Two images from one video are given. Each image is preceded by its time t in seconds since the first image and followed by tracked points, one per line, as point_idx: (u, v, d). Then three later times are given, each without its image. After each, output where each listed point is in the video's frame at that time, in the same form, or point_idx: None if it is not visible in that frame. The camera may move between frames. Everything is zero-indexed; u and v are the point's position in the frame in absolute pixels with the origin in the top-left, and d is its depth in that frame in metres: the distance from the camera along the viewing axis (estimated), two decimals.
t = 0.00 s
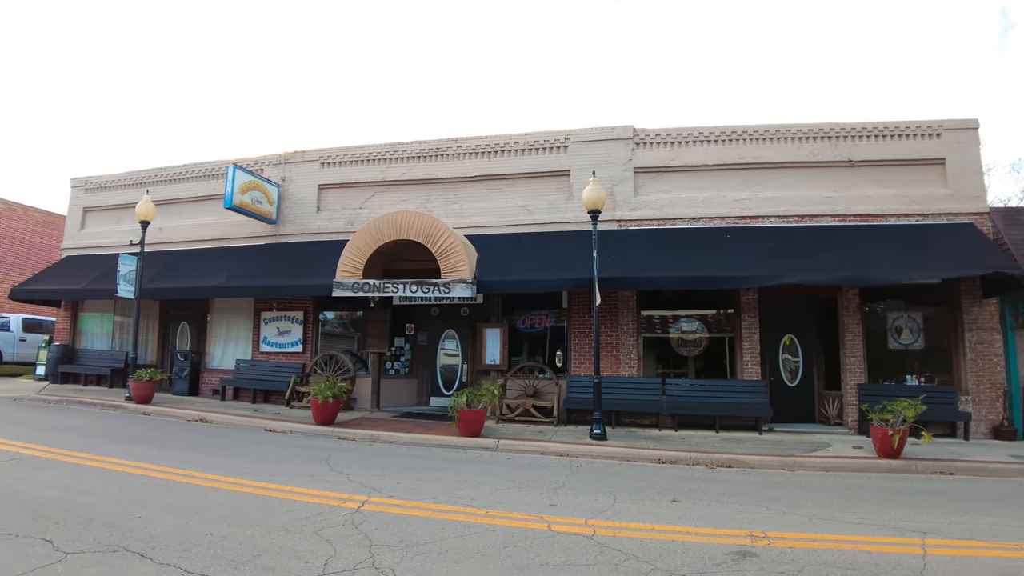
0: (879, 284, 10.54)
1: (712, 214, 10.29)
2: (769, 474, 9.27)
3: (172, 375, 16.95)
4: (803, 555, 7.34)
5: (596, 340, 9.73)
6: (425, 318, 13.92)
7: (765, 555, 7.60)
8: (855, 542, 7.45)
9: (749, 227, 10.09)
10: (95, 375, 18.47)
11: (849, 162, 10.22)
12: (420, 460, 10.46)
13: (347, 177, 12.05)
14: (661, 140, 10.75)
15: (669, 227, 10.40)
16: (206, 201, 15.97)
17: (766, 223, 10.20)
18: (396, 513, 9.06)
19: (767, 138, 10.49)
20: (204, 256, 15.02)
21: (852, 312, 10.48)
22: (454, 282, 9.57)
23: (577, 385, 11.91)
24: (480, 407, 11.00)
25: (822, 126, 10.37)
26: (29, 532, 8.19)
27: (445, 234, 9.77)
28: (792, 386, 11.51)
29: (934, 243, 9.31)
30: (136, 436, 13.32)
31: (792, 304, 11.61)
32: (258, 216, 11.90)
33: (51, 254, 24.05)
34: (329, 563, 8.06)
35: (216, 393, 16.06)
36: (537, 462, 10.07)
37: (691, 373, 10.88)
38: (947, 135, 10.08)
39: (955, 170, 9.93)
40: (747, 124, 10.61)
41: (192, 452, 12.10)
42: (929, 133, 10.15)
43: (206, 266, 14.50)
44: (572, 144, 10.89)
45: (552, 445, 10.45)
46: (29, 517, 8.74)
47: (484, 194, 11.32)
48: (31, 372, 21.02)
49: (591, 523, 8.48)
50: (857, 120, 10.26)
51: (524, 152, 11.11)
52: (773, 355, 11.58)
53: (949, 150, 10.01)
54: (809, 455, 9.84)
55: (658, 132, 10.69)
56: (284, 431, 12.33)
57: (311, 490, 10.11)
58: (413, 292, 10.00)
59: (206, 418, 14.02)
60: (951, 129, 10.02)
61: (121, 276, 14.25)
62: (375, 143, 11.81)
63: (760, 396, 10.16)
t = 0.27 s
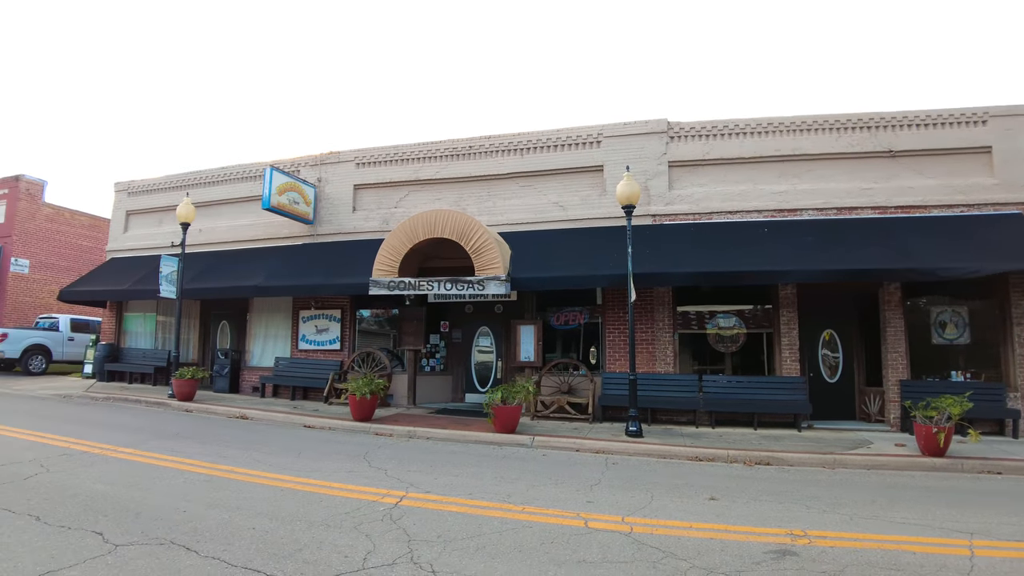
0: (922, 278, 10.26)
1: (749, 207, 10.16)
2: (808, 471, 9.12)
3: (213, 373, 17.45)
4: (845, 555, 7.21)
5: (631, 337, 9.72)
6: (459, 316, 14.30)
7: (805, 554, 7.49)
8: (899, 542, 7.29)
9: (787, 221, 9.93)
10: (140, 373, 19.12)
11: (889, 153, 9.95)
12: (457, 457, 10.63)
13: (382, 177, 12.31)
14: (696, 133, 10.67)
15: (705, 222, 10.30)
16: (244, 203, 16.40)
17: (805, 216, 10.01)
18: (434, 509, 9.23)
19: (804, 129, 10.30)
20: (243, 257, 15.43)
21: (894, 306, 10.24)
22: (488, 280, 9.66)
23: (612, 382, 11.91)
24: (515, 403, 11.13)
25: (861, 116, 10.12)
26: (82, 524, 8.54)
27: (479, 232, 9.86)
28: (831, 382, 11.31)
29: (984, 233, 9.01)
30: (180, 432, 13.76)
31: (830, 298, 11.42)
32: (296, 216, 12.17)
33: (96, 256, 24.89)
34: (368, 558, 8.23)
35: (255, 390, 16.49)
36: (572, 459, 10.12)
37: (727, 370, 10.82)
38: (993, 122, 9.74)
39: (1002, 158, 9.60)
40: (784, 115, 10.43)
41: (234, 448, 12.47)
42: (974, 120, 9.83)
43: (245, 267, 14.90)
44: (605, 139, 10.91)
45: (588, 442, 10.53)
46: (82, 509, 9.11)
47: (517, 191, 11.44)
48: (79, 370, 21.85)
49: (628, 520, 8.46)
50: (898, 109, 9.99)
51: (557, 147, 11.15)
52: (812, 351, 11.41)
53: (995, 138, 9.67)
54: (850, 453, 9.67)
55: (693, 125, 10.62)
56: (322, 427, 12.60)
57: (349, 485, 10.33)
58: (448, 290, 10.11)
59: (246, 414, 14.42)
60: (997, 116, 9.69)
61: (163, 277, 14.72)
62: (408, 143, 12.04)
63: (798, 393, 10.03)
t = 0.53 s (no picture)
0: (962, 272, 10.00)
1: (781, 201, 10.04)
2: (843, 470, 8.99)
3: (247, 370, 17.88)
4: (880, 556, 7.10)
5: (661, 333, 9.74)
6: (489, 314, 14.48)
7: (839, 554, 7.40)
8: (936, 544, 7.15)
9: (820, 215, 9.78)
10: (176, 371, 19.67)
11: (925, 144, 9.71)
12: (488, 454, 10.91)
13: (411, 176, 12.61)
14: (727, 127, 10.59)
15: (736, 216, 10.23)
16: (276, 203, 16.76)
17: (838, 210, 9.85)
18: (466, 506, 9.55)
19: (837, 121, 10.12)
20: (275, 257, 15.79)
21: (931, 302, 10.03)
22: (517, 277, 9.71)
23: (643, 378, 11.91)
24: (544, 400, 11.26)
25: (895, 106, 9.90)
26: (123, 517, 8.86)
27: (507, 229, 9.92)
28: (865, 379, 11.10)
29: None
30: (216, 429, 14.15)
31: (865, 293, 11.20)
32: (326, 216, 12.48)
33: (133, 257, 25.56)
34: (401, 553, 8.49)
35: (288, 387, 16.86)
36: (602, 457, 10.25)
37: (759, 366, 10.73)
38: None
39: None
40: (816, 107, 10.28)
41: (267, 444, 12.78)
42: (1015, 109, 9.52)
43: (277, 266, 15.24)
44: (633, 134, 10.90)
45: (618, 440, 10.64)
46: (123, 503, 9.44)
47: (545, 188, 11.57)
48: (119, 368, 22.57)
49: (660, 518, 8.51)
50: (935, 99, 9.74)
51: (585, 144, 11.18)
52: (845, 347, 11.20)
53: None
54: (886, 452, 9.50)
55: (723, 118, 10.54)
56: (354, 424, 12.87)
57: (383, 481, 10.66)
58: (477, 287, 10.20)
59: (280, 411, 14.72)
60: None
61: (198, 277, 15.15)
62: (436, 143, 12.33)
63: (831, 390, 9.91)
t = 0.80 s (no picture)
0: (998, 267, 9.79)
1: (808, 195, 9.96)
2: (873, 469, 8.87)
3: (276, 368, 18.28)
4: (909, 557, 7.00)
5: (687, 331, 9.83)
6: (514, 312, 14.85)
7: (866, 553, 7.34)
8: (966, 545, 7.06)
9: (849, 209, 9.67)
10: (207, 369, 20.15)
11: (957, 135, 9.53)
12: (513, 451, 11.34)
13: (436, 175, 12.98)
14: (753, 121, 10.57)
15: (763, 211, 10.17)
16: (304, 203, 17.17)
17: (868, 204, 9.71)
18: (490, 502, 9.96)
19: (865, 114, 10.00)
20: (304, 256, 16.14)
21: (963, 297, 9.86)
22: (540, 275, 9.83)
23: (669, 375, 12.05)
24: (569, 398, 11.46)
25: (925, 97, 9.74)
26: (157, 512, 9.16)
27: (530, 227, 10.09)
28: (897, 376, 10.96)
29: None
30: (246, 425, 14.49)
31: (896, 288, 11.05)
32: (353, 214, 13.04)
33: (164, 257, 26.16)
34: (428, 548, 8.71)
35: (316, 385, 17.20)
36: (629, 453, 10.49)
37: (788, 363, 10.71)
38: None
39: None
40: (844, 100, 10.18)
41: (295, 441, 13.06)
42: None
43: (304, 266, 15.58)
44: (657, 129, 10.95)
45: (644, 437, 10.86)
46: (157, 498, 9.75)
47: (569, 185, 11.75)
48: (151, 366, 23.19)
49: (685, 516, 8.75)
50: (967, 89, 9.56)
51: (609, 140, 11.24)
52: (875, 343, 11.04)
53: None
54: (917, 450, 9.36)
55: (749, 113, 10.51)
56: (381, 421, 13.24)
57: (409, 477, 11.03)
58: (501, 284, 10.37)
59: (308, 409, 15.04)
60: None
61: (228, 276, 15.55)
62: (459, 142, 12.67)
63: (860, 387, 9.80)
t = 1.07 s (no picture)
0: None
1: (831, 189, 10.04)
2: (898, 466, 8.96)
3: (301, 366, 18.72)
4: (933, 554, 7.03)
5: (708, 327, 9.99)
6: (534, 310, 15.59)
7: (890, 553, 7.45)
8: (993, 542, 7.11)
9: (873, 203, 9.72)
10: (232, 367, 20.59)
11: (985, 127, 9.53)
12: (535, 447, 12.02)
13: (456, 173, 13.44)
14: (775, 115, 10.69)
15: (785, 206, 10.28)
16: (327, 203, 17.61)
17: (892, 197, 9.77)
18: (512, 498, 10.38)
19: (890, 106, 10.04)
20: (327, 255, 16.55)
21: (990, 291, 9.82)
22: (562, 273, 9.96)
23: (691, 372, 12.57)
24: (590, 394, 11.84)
25: (952, 88, 9.76)
26: (184, 506, 9.43)
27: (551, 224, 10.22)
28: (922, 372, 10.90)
29: None
30: (270, 422, 14.83)
31: (923, 284, 11.00)
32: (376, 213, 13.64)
33: (189, 256, 26.75)
34: (448, 543, 8.87)
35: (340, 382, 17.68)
36: (650, 451, 11.02)
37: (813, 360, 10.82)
38: None
39: None
40: (867, 93, 10.23)
41: (319, 437, 13.35)
42: None
43: (327, 264, 15.93)
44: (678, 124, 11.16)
45: (666, 436, 11.50)
46: (184, 493, 10.04)
47: (590, 181, 12.05)
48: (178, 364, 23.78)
49: (706, 513, 9.27)
50: (995, 80, 9.56)
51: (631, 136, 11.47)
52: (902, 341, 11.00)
53: None
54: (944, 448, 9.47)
55: (771, 107, 10.63)
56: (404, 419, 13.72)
57: (431, 474, 11.40)
58: (521, 282, 10.45)
59: (331, 406, 15.44)
60: None
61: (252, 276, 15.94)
62: (481, 140, 13.05)
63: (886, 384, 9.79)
